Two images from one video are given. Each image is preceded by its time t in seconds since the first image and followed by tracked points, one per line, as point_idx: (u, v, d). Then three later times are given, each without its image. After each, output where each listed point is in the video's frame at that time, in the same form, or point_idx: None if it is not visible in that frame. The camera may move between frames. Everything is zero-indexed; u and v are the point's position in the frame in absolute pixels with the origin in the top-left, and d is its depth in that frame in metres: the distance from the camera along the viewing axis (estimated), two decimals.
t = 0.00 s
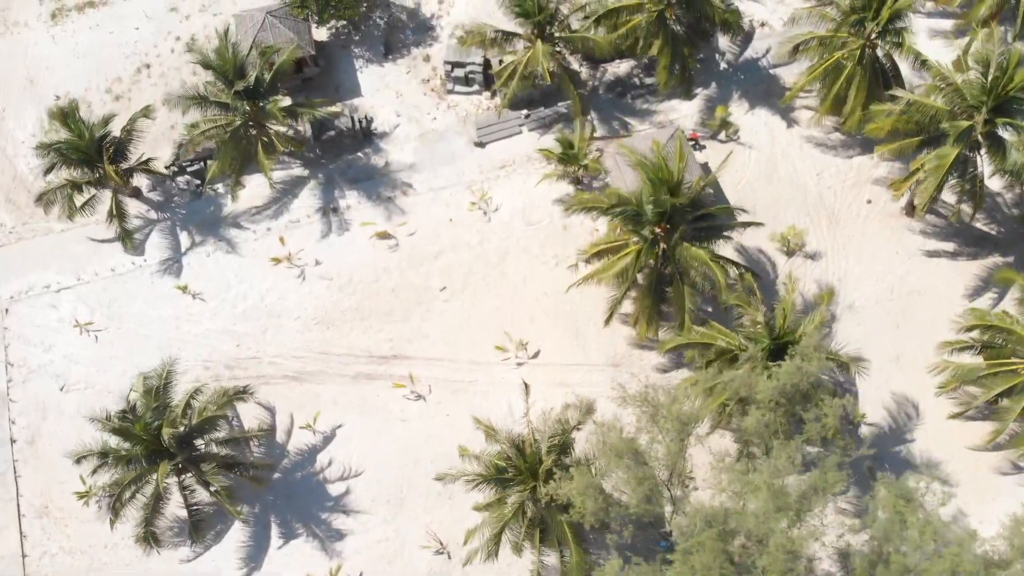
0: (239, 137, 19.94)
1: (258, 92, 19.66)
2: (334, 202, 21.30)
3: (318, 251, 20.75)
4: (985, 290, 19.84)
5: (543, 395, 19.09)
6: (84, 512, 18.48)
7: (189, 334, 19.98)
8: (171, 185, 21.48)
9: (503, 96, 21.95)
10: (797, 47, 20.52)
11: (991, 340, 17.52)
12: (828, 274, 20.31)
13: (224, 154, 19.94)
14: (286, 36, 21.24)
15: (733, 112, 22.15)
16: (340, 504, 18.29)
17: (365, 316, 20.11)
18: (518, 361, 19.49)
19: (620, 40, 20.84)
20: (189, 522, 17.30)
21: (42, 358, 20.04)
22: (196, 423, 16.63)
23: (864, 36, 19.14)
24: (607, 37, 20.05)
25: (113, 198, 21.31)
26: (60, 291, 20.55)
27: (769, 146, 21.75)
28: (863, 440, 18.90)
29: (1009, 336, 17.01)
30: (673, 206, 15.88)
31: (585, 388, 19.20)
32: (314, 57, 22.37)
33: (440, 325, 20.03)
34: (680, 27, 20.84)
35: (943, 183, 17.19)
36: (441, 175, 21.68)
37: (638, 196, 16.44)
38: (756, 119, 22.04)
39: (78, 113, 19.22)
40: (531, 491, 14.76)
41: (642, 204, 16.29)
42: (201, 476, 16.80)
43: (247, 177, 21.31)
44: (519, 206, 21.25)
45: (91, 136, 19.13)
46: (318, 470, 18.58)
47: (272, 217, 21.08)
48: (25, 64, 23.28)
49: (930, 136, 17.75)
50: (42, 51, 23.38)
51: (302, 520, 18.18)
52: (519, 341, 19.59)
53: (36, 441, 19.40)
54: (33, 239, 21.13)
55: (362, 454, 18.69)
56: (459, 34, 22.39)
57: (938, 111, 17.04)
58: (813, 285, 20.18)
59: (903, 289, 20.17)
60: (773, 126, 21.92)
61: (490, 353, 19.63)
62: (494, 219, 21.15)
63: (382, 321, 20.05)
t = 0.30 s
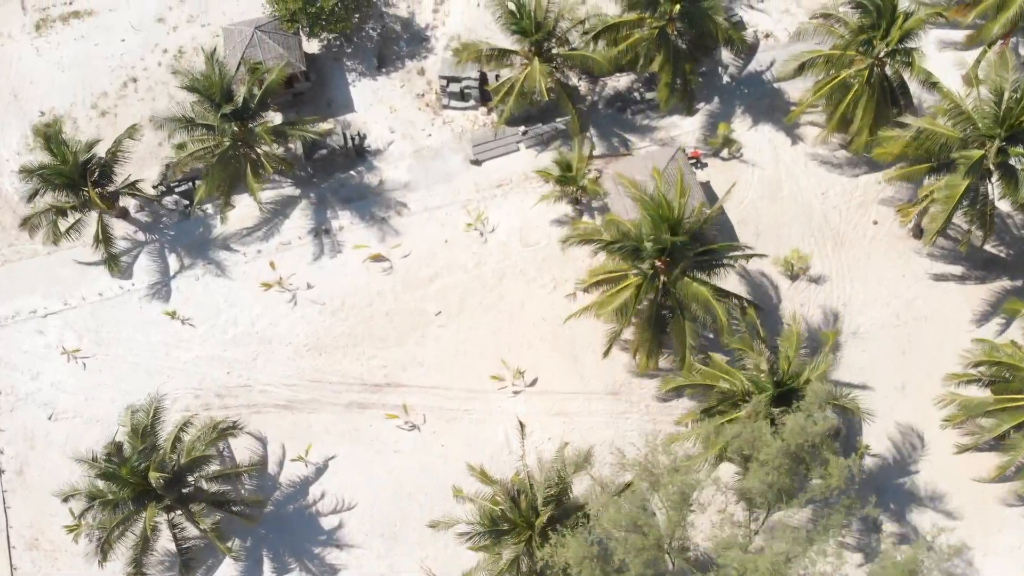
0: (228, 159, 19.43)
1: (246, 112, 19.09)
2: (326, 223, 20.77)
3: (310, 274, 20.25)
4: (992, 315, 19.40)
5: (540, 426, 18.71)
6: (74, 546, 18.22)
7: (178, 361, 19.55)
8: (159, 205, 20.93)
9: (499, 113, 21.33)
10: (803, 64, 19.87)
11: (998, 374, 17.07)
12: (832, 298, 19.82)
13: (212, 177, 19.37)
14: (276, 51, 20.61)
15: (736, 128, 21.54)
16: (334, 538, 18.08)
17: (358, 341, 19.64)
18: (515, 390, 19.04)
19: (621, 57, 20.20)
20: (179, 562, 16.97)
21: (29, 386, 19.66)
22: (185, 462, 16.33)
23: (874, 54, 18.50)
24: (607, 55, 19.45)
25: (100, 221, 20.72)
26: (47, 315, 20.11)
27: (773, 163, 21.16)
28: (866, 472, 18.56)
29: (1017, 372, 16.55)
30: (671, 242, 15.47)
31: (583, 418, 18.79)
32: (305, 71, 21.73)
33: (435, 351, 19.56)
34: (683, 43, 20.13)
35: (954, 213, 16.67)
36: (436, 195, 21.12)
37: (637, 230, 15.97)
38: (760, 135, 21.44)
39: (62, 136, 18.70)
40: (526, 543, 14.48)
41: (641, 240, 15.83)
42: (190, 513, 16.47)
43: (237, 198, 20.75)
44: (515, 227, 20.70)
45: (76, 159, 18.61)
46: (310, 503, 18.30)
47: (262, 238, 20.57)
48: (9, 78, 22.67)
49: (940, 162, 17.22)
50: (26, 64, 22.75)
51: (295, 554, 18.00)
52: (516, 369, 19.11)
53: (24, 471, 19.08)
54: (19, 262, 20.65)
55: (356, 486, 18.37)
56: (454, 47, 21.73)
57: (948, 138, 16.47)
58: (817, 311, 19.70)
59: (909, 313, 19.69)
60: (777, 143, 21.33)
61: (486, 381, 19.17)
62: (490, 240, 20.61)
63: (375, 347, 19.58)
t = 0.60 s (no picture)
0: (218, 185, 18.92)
1: (235, 137, 18.59)
2: (319, 246, 20.29)
3: (302, 300, 19.81)
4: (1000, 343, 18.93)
5: (537, 459, 18.36)
6: None
7: (168, 390, 19.22)
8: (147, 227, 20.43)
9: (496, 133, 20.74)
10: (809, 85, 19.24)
11: (1005, 412, 16.68)
12: (836, 326, 19.40)
13: (201, 204, 18.83)
14: (266, 71, 20.04)
15: (739, 147, 20.98)
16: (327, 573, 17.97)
17: (351, 370, 19.24)
18: (511, 421, 18.63)
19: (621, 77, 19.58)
20: None
21: (18, 415, 19.35)
22: (174, 505, 16.02)
23: (882, 77, 17.87)
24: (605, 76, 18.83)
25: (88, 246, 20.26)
26: (35, 342, 19.76)
27: (777, 184, 20.60)
28: (869, 506, 18.22)
29: None
30: (671, 283, 15.08)
31: (581, 451, 18.38)
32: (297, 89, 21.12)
33: (430, 380, 19.16)
34: (685, 61, 19.39)
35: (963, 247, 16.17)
36: (431, 216, 20.59)
37: (638, 269, 15.62)
38: (763, 154, 20.86)
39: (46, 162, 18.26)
40: None
41: (640, 278, 15.51)
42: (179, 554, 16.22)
43: (226, 221, 20.24)
44: (512, 249, 20.17)
45: (60, 185, 18.16)
46: (303, 537, 18.13)
47: (253, 263, 20.11)
48: None
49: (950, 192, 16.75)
50: (11, 80, 22.22)
51: None
52: (513, 400, 18.69)
53: (14, 503, 18.81)
54: (6, 287, 20.26)
55: (349, 521, 18.15)
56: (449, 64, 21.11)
57: (958, 170, 15.96)
58: (821, 338, 19.33)
59: (914, 341, 19.25)
60: (781, 163, 20.74)
61: (482, 412, 18.78)
62: (486, 264, 20.08)
63: (369, 376, 19.18)
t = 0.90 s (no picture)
0: (207, 213, 18.39)
1: (224, 163, 18.10)
2: (311, 272, 19.86)
3: (293, 328, 19.41)
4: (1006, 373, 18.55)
5: (533, 493, 18.07)
6: None
7: (158, 421, 18.90)
8: (135, 252, 19.96)
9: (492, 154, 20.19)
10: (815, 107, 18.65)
11: (1010, 451, 16.30)
12: (839, 355, 19.04)
13: (189, 233, 18.32)
14: (255, 92, 19.47)
15: (741, 168, 20.45)
16: None
17: (344, 400, 18.89)
18: (507, 453, 18.31)
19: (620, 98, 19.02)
20: None
21: (6, 446, 19.02)
22: (163, 547, 15.91)
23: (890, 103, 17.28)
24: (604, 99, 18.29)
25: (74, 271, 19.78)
26: (22, 371, 19.40)
27: (780, 207, 20.09)
28: (871, 540, 17.93)
29: None
30: (671, 327, 14.69)
31: (578, 485, 18.05)
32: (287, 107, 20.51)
33: (424, 411, 18.81)
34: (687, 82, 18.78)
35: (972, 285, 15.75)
36: (426, 239, 20.11)
37: (637, 310, 15.22)
38: (766, 176, 20.34)
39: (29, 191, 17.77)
40: None
41: (641, 319, 15.20)
42: None
43: (215, 246, 19.77)
44: (508, 274, 19.69)
45: (44, 215, 17.68)
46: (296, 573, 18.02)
47: (244, 289, 19.68)
48: None
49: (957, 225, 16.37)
50: None
51: None
52: (509, 432, 18.33)
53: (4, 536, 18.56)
54: None
55: (343, 556, 18.00)
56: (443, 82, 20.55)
57: (968, 206, 15.57)
58: (823, 368, 18.96)
59: (919, 370, 18.87)
60: (784, 185, 20.21)
61: (478, 445, 18.44)
62: (482, 289, 19.61)
63: (362, 407, 18.84)
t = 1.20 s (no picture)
0: (196, 244, 17.95)
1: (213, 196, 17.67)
2: (303, 299, 19.47)
3: (285, 358, 19.06)
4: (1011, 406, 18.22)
5: (530, 529, 17.87)
6: None
7: (150, 453, 18.63)
8: (123, 279, 19.52)
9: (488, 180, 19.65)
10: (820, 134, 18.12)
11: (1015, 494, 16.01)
12: (842, 386, 18.68)
13: (176, 265, 17.86)
14: (245, 118, 18.95)
15: (743, 192, 19.94)
16: None
17: (337, 433, 18.59)
18: (503, 488, 18.07)
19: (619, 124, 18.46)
20: None
21: None
22: None
23: (898, 134, 16.78)
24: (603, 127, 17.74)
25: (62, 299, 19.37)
26: (12, 402, 19.12)
27: (783, 232, 19.61)
28: None
29: None
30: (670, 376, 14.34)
31: (576, 519, 17.84)
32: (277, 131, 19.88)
33: (419, 443, 18.52)
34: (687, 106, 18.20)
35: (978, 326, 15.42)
36: (420, 265, 19.65)
37: (636, 356, 14.87)
38: (769, 200, 19.83)
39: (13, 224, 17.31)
40: None
41: (641, 363, 14.85)
42: None
43: (205, 274, 19.34)
44: (505, 301, 19.26)
45: (30, 248, 17.23)
46: None
47: (235, 317, 19.30)
48: None
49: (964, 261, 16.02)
50: None
51: None
52: (505, 467, 18.07)
53: None
54: None
55: None
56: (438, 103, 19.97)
57: (977, 246, 15.16)
58: (825, 400, 18.63)
59: (923, 402, 18.52)
60: (788, 210, 19.71)
61: (474, 479, 18.21)
62: (478, 317, 19.20)
63: (355, 440, 18.55)
